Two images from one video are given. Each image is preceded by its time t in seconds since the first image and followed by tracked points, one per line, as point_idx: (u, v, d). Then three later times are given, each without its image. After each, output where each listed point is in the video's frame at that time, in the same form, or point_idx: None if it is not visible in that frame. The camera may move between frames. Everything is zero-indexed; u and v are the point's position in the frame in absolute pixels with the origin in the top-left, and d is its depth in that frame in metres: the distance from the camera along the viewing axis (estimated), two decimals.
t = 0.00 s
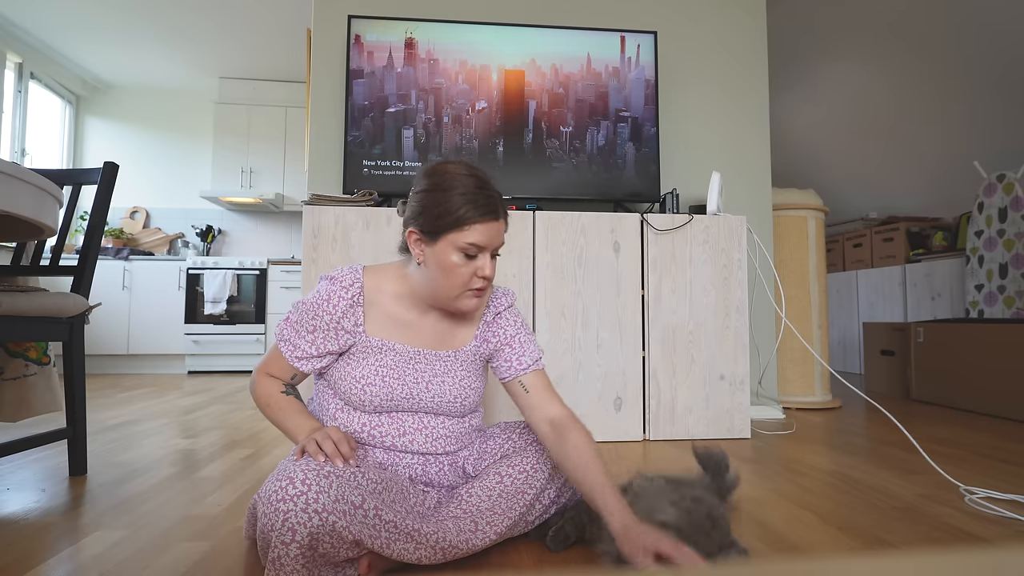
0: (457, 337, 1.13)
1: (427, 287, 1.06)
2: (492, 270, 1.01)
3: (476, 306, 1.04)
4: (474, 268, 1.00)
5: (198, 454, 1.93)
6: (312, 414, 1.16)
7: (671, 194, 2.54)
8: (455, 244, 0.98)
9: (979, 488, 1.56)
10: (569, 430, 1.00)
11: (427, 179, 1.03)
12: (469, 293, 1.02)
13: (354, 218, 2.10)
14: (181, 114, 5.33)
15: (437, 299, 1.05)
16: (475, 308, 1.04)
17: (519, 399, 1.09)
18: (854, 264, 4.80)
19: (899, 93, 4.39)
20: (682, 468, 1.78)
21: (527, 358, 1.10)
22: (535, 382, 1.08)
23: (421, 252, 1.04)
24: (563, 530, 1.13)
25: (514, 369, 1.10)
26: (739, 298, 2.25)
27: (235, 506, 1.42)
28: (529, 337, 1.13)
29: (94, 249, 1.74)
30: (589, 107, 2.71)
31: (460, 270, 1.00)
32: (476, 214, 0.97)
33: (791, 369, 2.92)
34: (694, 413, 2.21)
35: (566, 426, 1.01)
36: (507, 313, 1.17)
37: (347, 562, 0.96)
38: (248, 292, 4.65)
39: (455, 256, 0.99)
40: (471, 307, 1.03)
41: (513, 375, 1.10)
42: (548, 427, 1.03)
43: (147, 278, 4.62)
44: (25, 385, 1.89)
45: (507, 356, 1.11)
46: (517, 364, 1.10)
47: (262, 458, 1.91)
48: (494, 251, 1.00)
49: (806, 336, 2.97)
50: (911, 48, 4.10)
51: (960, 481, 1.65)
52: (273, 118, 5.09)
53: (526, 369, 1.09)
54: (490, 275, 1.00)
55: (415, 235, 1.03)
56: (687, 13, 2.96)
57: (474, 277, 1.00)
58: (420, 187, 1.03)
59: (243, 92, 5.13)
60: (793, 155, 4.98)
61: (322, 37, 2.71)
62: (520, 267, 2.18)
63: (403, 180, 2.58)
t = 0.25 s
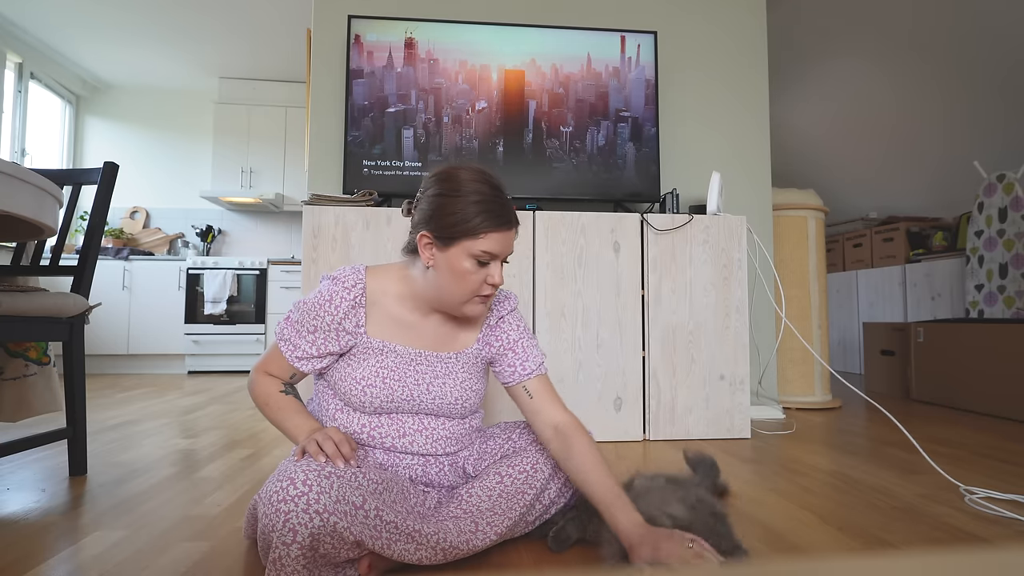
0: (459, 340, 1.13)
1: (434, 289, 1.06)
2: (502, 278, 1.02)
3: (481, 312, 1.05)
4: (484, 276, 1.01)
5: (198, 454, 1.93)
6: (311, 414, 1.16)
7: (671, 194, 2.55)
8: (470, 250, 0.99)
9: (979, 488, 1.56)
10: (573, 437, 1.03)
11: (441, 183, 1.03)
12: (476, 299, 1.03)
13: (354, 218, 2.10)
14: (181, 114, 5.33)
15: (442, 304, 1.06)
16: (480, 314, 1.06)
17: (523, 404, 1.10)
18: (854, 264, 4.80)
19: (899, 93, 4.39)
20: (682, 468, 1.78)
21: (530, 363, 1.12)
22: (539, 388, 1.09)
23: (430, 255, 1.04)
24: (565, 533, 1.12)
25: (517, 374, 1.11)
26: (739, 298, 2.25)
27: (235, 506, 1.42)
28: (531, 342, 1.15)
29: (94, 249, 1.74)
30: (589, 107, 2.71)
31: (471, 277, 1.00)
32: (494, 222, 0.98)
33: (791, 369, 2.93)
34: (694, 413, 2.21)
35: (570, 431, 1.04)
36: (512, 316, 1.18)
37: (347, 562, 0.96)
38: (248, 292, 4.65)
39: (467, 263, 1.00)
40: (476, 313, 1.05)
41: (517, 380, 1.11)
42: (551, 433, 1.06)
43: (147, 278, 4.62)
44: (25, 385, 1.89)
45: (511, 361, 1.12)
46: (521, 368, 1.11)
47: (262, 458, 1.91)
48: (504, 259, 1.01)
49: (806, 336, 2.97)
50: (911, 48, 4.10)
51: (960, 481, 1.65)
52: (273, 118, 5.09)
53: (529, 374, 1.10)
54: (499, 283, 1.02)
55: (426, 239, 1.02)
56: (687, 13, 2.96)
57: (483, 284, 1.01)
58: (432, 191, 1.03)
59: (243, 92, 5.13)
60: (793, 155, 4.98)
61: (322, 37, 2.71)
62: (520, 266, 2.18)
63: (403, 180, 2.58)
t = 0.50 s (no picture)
0: (465, 336, 1.14)
1: (439, 288, 1.06)
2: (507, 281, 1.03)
3: (486, 312, 1.06)
4: (491, 278, 1.02)
5: (198, 454, 1.93)
6: (313, 413, 1.16)
7: (671, 194, 2.55)
8: (480, 253, 0.99)
9: (979, 488, 1.56)
10: (588, 419, 1.12)
11: (449, 185, 1.03)
12: (482, 300, 1.04)
13: (354, 218, 2.10)
14: (181, 114, 5.33)
15: (447, 303, 1.07)
16: (484, 313, 1.07)
17: (537, 392, 1.16)
18: (854, 264, 4.80)
19: (899, 93, 4.39)
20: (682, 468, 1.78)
21: (540, 354, 1.16)
22: (551, 376, 1.15)
23: (437, 256, 1.03)
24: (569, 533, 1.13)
25: (529, 365, 1.16)
26: (739, 298, 2.25)
27: (235, 506, 1.42)
28: (537, 332, 1.18)
29: (94, 249, 1.74)
30: (589, 107, 2.71)
31: (478, 279, 1.01)
32: (504, 226, 0.99)
33: (791, 369, 2.93)
34: (694, 413, 2.21)
35: (585, 414, 1.13)
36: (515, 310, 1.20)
37: (347, 562, 0.96)
38: (248, 292, 4.65)
39: (476, 265, 1.00)
40: (481, 312, 1.06)
41: (528, 372, 1.16)
42: (566, 415, 1.14)
43: (147, 278, 4.62)
44: (25, 385, 1.89)
45: (521, 354, 1.16)
46: (532, 359, 1.15)
47: (262, 458, 1.90)
48: (511, 262, 1.03)
49: (806, 336, 2.97)
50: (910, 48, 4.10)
51: (960, 481, 1.65)
52: (274, 118, 5.09)
53: (541, 364, 1.15)
54: (505, 284, 1.03)
55: (435, 241, 1.02)
56: (686, 13, 2.96)
57: (490, 286, 1.02)
58: (440, 193, 1.03)
59: (243, 92, 5.13)
60: (793, 155, 4.98)
61: (322, 37, 2.71)
62: (520, 267, 2.18)
63: (403, 180, 2.58)
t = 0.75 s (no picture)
0: (466, 332, 1.16)
1: (442, 285, 1.06)
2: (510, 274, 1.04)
3: (489, 307, 1.06)
4: (493, 271, 1.02)
5: (198, 454, 1.93)
6: (314, 412, 1.16)
7: (671, 194, 2.55)
8: (483, 246, 1.00)
9: (979, 488, 1.56)
10: (596, 407, 1.16)
11: (450, 181, 1.04)
12: (485, 295, 1.04)
13: (354, 218, 2.10)
14: (181, 114, 5.33)
15: (450, 298, 1.07)
16: (487, 308, 1.07)
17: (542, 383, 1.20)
18: (854, 263, 4.80)
19: (899, 93, 4.39)
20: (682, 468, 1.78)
21: (545, 348, 1.20)
22: (557, 368, 1.19)
23: (440, 252, 1.03)
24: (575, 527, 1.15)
25: (535, 360, 1.19)
26: (739, 298, 2.25)
27: (235, 506, 1.42)
28: (539, 327, 1.22)
29: (94, 249, 1.74)
30: (589, 107, 2.71)
31: (481, 272, 1.01)
32: (505, 218, 1.00)
33: (791, 369, 2.93)
34: (694, 413, 2.21)
35: (591, 403, 1.16)
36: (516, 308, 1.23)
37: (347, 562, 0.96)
38: (248, 292, 4.65)
39: (479, 258, 1.00)
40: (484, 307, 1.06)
41: (534, 366, 1.19)
42: (572, 404, 1.18)
43: (147, 278, 4.63)
44: (25, 385, 1.89)
45: (525, 350, 1.19)
46: (537, 354, 1.19)
47: (262, 458, 1.91)
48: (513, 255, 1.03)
49: (806, 336, 2.97)
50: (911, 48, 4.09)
51: (960, 481, 1.65)
52: (274, 118, 5.09)
53: (546, 357, 1.19)
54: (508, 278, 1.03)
55: (436, 236, 1.02)
56: (687, 13, 2.96)
57: (493, 278, 1.02)
58: (440, 190, 1.04)
59: (243, 92, 5.13)
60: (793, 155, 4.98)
61: (322, 37, 2.70)
62: (520, 267, 2.18)
63: (403, 180, 2.58)
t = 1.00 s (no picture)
0: (465, 331, 1.16)
1: (440, 283, 1.06)
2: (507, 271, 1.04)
3: (487, 305, 1.06)
4: (491, 269, 1.02)
5: (198, 454, 1.93)
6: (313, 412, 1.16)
7: (671, 194, 2.55)
8: (480, 243, 1.00)
9: (979, 488, 1.56)
10: (592, 401, 1.16)
11: (446, 180, 1.04)
12: (483, 292, 1.04)
13: (354, 218, 2.10)
14: (181, 113, 5.33)
15: (448, 297, 1.07)
16: (485, 306, 1.07)
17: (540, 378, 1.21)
18: (854, 263, 4.80)
19: (899, 93, 4.39)
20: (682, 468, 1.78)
21: (542, 344, 1.21)
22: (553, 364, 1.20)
23: (438, 250, 1.03)
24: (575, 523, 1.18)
25: (532, 357, 1.20)
26: (739, 298, 2.25)
27: (235, 506, 1.42)
28: (535, 324, 1.22)
29: (94, 249, 1.74)
30: (589, 107, 2.71)
31: (479, 270, 1.01)
32: (502, 215, 1.00)
33: (791, 369, 2.93)
34: (694, 413, 2.21)
35: (587, 396, 1.17)
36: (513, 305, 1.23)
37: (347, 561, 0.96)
38: (248, 292, 4.65)
39: (476, 256, 1.00)
40: (482, 305, 1.06)
41: (532, 363, 1.20)
42: (567, 396, 1.19)
43: (147, 278, 4.62)
44: (25, 385, 1.89)
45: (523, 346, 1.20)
46: (534, 351, 1.20)
47: (262, 458, 1.90)
48: (510, 252, 1.03)
49: (806, 336, 2.97)
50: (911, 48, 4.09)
51: (960, 481, 1.65)
52: (274, 118, 5.09)
53: (542, 353, 1.20)
54: (505, 275, 1.03)
55: (434, 234, 1.02)
56: (687, 13, 2.96)
57: (490, 276, 1.02)
58: (436, 189, 1.04)
59: (243, 92, 5.13)
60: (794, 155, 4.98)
61: (322, 37, 2.70)
62: (520, 267, 2.18)
63: (402, 180, 2.58)
